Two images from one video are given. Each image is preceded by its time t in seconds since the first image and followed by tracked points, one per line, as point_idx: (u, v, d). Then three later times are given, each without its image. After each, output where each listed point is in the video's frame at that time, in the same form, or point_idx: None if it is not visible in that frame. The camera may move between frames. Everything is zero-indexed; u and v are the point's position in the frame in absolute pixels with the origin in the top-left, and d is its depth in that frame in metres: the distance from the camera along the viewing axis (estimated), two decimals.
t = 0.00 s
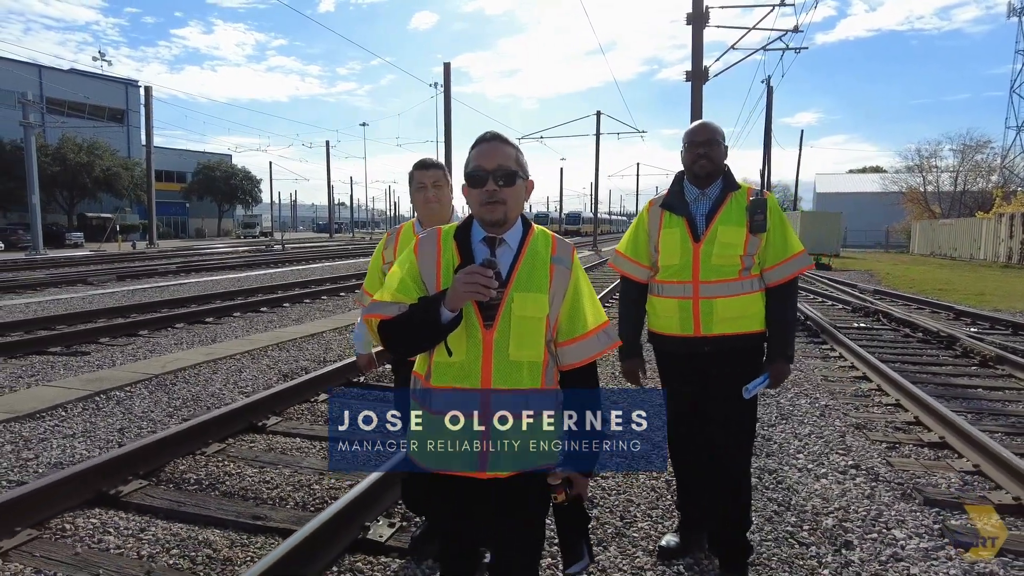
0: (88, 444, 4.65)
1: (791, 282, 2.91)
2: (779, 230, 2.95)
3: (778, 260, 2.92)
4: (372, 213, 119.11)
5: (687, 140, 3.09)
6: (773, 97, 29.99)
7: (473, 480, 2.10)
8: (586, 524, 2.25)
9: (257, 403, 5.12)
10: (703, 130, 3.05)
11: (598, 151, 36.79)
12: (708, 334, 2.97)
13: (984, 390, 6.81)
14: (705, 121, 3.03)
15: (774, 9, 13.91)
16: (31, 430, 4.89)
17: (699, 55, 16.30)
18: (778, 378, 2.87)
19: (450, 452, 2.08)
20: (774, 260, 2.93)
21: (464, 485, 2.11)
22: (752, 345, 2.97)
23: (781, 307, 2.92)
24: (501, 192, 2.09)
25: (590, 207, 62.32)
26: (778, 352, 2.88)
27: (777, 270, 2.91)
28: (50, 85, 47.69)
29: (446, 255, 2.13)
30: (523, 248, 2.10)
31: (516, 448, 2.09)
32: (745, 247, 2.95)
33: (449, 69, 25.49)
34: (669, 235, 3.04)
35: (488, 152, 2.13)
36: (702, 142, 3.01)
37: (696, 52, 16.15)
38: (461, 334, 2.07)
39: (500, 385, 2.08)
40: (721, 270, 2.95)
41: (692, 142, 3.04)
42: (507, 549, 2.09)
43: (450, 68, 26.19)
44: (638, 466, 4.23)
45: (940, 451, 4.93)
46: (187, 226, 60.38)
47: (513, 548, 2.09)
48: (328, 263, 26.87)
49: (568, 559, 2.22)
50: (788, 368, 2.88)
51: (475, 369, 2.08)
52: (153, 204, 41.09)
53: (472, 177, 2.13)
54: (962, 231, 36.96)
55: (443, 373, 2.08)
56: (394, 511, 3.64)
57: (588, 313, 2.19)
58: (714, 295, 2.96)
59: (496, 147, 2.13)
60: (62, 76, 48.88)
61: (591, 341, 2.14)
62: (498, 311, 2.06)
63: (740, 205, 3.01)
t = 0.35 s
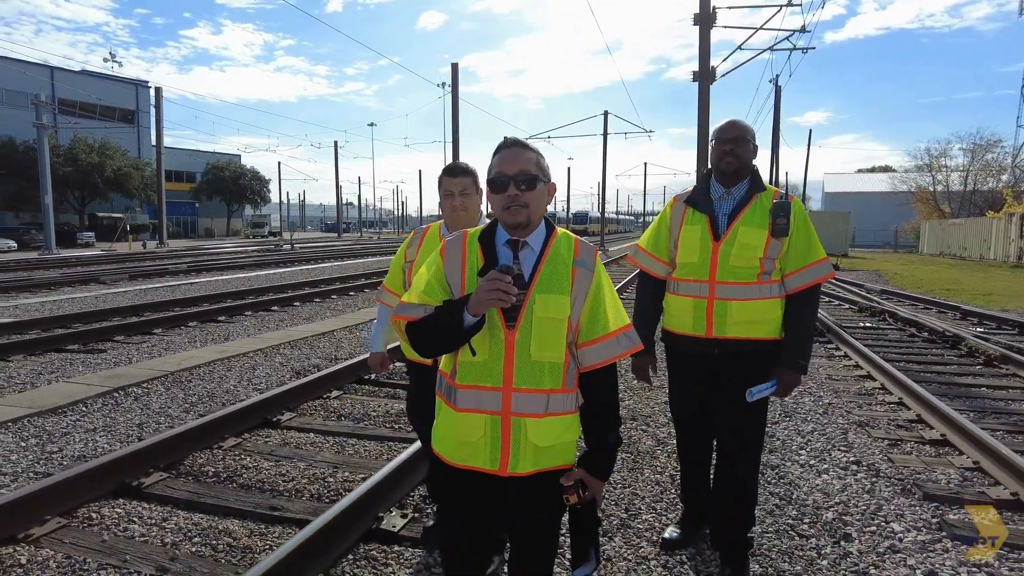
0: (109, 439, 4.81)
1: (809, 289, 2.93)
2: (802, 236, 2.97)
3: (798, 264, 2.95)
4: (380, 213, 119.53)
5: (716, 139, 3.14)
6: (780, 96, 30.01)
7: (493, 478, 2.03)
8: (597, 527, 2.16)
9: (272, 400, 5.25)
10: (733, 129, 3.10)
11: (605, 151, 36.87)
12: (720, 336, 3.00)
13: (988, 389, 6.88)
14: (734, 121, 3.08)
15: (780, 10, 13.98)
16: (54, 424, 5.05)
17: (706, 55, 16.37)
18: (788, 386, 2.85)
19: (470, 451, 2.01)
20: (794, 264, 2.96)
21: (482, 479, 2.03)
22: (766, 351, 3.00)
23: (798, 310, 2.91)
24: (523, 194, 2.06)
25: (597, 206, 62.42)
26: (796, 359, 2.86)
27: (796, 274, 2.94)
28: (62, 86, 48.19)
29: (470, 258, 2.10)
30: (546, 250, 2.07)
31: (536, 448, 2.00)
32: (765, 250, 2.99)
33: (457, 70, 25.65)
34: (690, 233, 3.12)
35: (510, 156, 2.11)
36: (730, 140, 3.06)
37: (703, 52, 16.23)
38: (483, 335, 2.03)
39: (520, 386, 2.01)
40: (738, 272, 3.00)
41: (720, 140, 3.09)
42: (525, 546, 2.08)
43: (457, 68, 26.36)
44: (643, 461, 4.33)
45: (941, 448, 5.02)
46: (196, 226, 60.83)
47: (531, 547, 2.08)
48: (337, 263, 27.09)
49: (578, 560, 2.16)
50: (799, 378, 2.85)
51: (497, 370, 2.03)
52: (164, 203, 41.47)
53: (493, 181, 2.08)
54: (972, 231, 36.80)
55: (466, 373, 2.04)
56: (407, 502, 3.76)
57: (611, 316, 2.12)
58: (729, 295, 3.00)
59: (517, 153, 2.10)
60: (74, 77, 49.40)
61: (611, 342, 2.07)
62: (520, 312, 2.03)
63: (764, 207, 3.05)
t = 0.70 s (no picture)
0: (133, 431, 4.95)
1: (837, 286, 2.90)
2: (830, 234, 2.94)
3: (827, 263, 2.92)
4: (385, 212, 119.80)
5: (745, 136, 3.09)
6: (786, 96, 30.03)
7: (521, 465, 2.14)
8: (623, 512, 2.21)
9: (289, 393, 5.39)
10: (761, 127, 3.06)
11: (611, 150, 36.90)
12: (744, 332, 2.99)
13: (992, 386, 6.96)
14: (763, 120, 3.04)
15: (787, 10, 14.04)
16: (79, 417, 5.21)
17: (712, 55, 16.44)
18: (788, 357, 2.79)
19: (499, 438, 2.13)
20: (822, 262, 2.93)
21: (513, 468, 2.15)
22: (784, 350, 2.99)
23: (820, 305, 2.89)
24: (551, 195, 2.14)
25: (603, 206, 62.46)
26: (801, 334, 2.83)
27: (824, 273, 2.91)
28: (71, 86, 48.47)
29: (499, 254, 2.20)
30: (572, 246, 2.16)
31: (563, 436, 2.10)
32: (794, 248, 2.95)
33: (464, 70, 25.75)
34: (718, 230, 3.08)
35: (537, 157, 2.18)
36: (759, 137, 3.01)
37: (709, 53, 16.30)
38: (512, 327, 2.14)
39: (547, 375, 2.12)
40: (767, 270, 2.97)
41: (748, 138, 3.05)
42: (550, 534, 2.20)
43: (464, 67, 26.52)
44: (653, 454, 4.45)
45: (945, 443, 5.11)
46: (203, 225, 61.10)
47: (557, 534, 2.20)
48: (344, 261, 27.24)
49: (603, 539, 2.20)
50: (800, 352, 2.79)
51: (525, 361, 2.13)
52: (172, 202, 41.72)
53: (521, 182, 2.16)
54: (979, 231, 36.70)
55: (496, 364, 2.16)
56: (425, 491, 3.89)
57: (635, 309, 2.22)
58: (756, 294, 2.98)
59: (544, 154, 2.17)
60: (82, 77, 49.67)
61: (636, 336, 2.17)
62: (548, 305, 2.12)
63: (793, 206, 3.01)
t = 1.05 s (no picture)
0: (153, 425, 5.10)
1: (843, 280, 2.88)
2: (840, 233, 2.93)
3: (834, 259, 2.89)
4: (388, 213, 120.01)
5: (754, 139, 3.09)
6: (788, 97, 30.20)
7: (538, 457, 2.15)
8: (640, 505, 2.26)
9: (304, 389, 5.52)
10: (770, 129, 3.06)
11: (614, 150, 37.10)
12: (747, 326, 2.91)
13: (991, 384, 7.09)
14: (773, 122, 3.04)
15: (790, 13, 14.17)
16: (100, 412, 5.36)
17: (715, 57, 16.57)
18: (766, 321, 2.72)
19: (517, 431, 2.13)
20: (830, 259, 2.90)
21: (528, 462, 2.16)
22: (793, 344, 2.90)
23: (818, 293, 2.82)
24: (570, 202, 2.16)
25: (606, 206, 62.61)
26: (785, 304, 2.76)
27: (830, 268, 2.88)
28: (76, 87, 48.69)
29: (519, 254, 2.24)
30: (591, 248, 2.20)
31: (580, 429, 2.13)
32: (805, 247, 2.94)
33: (467, 71, 25.91)
34: (730, 229, 3.06)
35: (558, 162, 2.21)
36: (769, 139, 3.01)
37: (712, 55, 16.44)
38: (532, 323, 2.16)
39: (566, 370, 2.14)
40: (779, 268, 2.96)
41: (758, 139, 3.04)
42: (563, 526, 2.21)
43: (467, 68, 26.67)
44: (660, 447, 4.58)
45: (943, 438, 5.24)
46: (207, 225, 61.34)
47: (568, 526, 2.21)
48: (348, 262, 27.41)
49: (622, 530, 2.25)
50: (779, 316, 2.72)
51: (545, 355, 2.16)
52: (177, 202, 41.98)
53: (544, 185, 2.20)
54: (981, 231, 36.82)
55: (515, 358, 2.17)
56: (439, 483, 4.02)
57: (649, 309, 2.27)
58: (768, 291, 2.97)
59: (566, 158, 2.20)
60: (87, 78, 49.88)
61: (650, 334, 2.22)
62: (567, 303, 2.15)
63: (804, 205, 3.00)
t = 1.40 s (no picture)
0: (162, 423, 5.17)
1: (840, 275, 2.95)
2: (834, 228, 3.00)
3: (830, 255, 2.96)
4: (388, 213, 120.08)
5: (746, 139, 3.11)
6: (789, 96, 30.27)
7: (539, 464, 2.11)
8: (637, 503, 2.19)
9: (310, 388, 5.59)
10: (762, 129, 3.09)
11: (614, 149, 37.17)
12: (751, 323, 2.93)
13: (990, 381, 7.15)
14: (764, 122, 3.08)
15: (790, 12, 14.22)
16: (109, 410, 5.43)
17: (715, 57, 16.63)
18: (770, 320, 2.76)
19: (518, 439, 2.09)
20: (825, 255, 2.97)
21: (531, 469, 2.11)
22: (793, 341, 2.96)
23: (818, 288, 2.90)
24: (558, 199, 2.11)
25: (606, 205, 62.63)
26: (788, 302, 2.83)
27: (827, 264, 2.95)
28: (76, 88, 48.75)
29: (509, 257, 2.17)
30: (581, 246, 2.15)
31: (581, 432, 2.09)
32: (801, 243, 3.00)
33: (468, 71, 25.96)
34: (728, 228, 3.07)
35: (544, 161, 2.15)
36: (762, 139, 3.05)
37: (713, 54, 16.49)
38: (526, 328, 2.11)
39: (564, 374, 2.09)
40: (777, 265, 3.00)
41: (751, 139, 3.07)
42: (565, 533, 2.17)
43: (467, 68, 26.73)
44: (662, 443, 4.64)
45: (942, 434, 5.31)
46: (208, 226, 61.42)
47: (569, 533, 2.17)
48: (349, 262, 27.49)
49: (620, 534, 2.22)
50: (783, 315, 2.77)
51: (541, 361, 2.10)
52: (178, 203, 42.05)
53: (530, 186, 2.14)
54: (981, 229, 36.87)
55: (511, 365, 2.12)
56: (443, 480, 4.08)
57: (645, 304, 2.22)
58: (768, 288, 3.02)
59: (551, 157, 2.14)
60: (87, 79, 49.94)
61: (649, 330, 2.16)
62: (561, 305, 2.10)
63: (797, 203, 3.06)
